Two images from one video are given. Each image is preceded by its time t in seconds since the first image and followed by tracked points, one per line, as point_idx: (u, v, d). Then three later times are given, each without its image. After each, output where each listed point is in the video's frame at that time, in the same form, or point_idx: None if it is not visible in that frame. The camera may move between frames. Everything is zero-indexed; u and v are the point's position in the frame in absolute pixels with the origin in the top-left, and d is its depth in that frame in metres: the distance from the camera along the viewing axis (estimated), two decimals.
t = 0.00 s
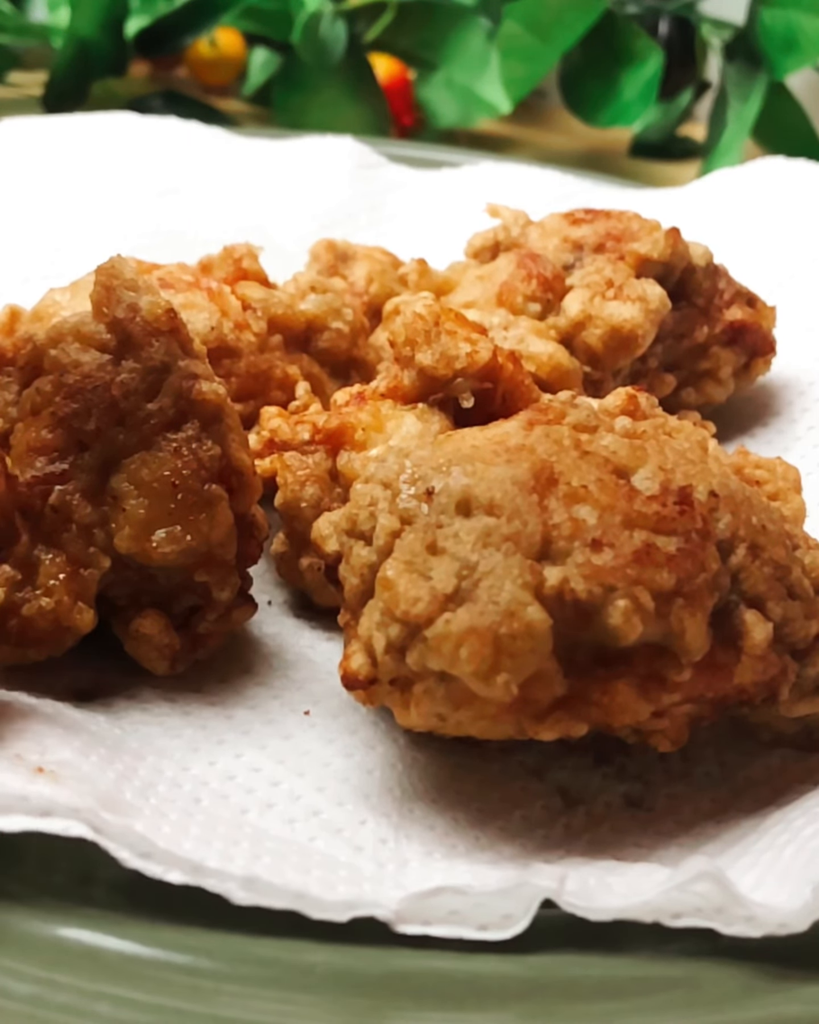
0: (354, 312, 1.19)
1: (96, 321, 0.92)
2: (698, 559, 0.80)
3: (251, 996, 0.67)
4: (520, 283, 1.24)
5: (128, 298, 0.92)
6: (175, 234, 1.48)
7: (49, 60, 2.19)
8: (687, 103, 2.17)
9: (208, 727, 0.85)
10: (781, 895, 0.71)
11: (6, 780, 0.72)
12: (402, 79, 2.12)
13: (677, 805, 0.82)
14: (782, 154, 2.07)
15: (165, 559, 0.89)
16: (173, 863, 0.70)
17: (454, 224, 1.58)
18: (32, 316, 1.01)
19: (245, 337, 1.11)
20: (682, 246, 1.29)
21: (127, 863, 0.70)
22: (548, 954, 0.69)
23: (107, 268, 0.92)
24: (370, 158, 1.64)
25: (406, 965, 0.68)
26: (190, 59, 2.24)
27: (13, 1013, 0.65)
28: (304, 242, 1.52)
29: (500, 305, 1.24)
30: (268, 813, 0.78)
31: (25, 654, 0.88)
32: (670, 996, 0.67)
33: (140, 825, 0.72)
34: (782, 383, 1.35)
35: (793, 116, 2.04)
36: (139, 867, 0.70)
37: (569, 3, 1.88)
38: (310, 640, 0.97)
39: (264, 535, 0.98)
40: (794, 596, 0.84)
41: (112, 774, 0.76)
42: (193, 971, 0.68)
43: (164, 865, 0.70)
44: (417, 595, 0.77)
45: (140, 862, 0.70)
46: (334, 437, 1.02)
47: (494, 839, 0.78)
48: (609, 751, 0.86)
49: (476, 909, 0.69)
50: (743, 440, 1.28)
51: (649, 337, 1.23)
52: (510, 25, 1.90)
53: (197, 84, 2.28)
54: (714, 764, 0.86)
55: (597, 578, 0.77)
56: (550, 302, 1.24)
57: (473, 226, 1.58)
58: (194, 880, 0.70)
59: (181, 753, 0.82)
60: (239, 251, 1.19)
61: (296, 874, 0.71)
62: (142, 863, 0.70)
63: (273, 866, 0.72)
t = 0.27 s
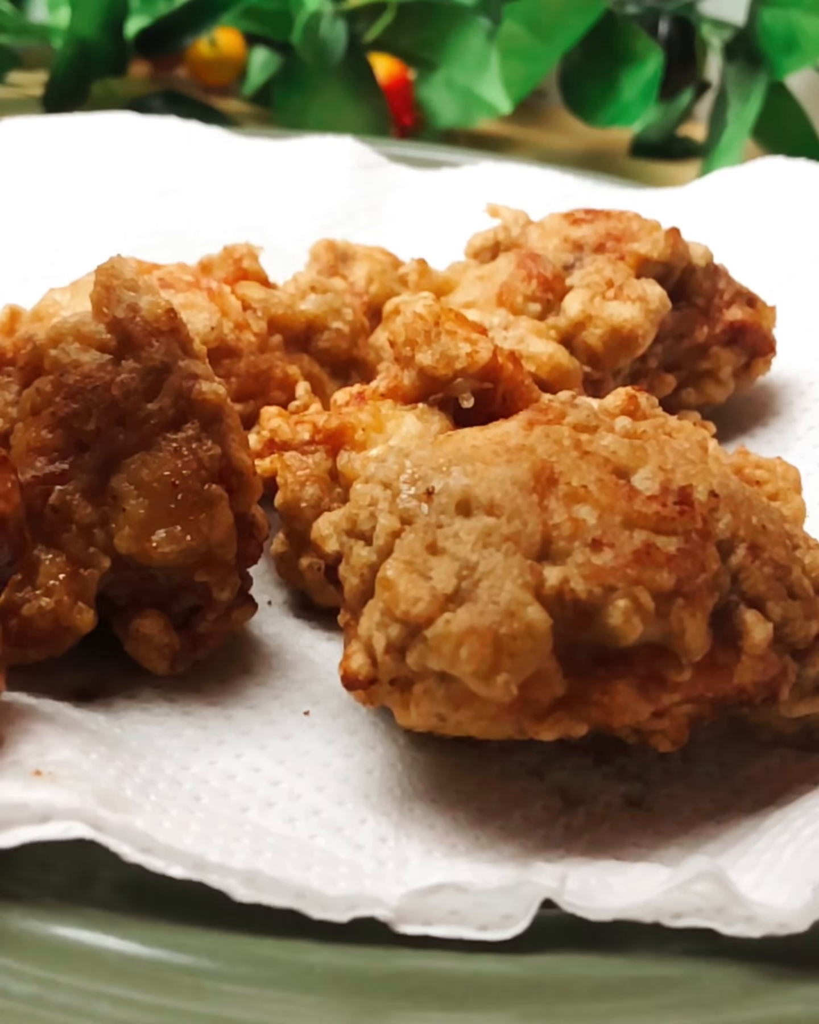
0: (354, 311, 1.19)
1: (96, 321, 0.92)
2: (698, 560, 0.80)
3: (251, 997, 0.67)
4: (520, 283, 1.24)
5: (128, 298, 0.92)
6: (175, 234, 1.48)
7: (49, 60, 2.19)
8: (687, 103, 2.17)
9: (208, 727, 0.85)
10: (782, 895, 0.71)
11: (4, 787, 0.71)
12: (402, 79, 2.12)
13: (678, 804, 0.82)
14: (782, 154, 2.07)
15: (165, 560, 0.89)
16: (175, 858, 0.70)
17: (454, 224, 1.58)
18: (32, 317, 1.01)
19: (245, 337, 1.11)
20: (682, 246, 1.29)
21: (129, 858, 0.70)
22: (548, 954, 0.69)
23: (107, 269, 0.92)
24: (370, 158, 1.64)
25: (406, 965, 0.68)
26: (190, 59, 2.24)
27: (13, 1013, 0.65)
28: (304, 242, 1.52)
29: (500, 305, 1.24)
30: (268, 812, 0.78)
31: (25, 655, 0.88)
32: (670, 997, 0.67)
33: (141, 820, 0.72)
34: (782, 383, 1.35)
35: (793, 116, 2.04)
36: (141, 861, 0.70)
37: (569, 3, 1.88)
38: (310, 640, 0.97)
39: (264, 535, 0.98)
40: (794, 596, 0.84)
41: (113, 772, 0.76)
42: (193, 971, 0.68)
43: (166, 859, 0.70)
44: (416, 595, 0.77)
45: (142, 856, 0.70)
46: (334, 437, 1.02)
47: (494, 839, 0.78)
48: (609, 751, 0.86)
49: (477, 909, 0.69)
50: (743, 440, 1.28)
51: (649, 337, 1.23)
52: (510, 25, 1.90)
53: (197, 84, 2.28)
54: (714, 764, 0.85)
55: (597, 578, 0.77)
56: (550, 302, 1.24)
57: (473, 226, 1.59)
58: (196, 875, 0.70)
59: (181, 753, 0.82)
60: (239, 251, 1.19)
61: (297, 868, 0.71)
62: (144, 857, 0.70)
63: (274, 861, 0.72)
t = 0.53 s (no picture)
0: (354, 311, 1.19)
1: (96, 321, 0.92)
2: (698, 560, 0.80)
3: (251, 996, 0.67)
4: (520, 283, 1.24)
5: (128, 298, 0.92)
6: (175, 234, 1.48)
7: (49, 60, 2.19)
8: (687, 103, 2.17)
9: (208, 728, 0.85)
10: (782, 895, 0.71)
11: (6, 785, 0.71)
12: (402, 79, 2.12)
13: (678, 804, 0.82)
14: (782, 154, 2.07)
15: (165, 560, 0.90)
16: (177, 854, 0.70)
17: (454, 224, 1.58)
18: (32, 316, 1.01)
19: (245, 337, 1.11)
20: (682, 246, 1.29)
21: (130, 855, 0.70)
22: (548, 954, 0.69)
23: (108, 269, 0.92)
24: (370, 158, 1.64)
25: (406, 965, 0.68)
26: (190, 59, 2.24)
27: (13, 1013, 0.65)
28: (304, 242, 1.52)
29: (500, 305, 1.24)
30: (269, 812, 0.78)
31: (25, 655, 0.87)
32: (671, 997, 0.67)
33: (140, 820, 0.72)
34: (782, 383, 1.35)
35: (793, 116, 2.04)
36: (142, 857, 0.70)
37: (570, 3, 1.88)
38: (310, 640, 0.97)
39: (264, 535, 0.98)
40: (794, 596, 0.84)
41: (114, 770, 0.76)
42: (193, 971, 0.68)
43: (167, 856, 0.70)
44: (417, 595, 0.77)
45: (143, 853, 0.70)
46: (334, 437, 1.02)
47: (494, 839, 0.78)
48: (609, 751, 0.86)
49: (477, 909, 0.69)
50: (743, 440, 1.28)
51: (650, 337, 1.23)
52: (510, 25, 1.90)
53: (197, 84, 2.28)
54: (714, 764, 0.85)
55: (597, 578, 0.77)
56: (551, 302, 1.24)
57: (473, 226, 1.59)
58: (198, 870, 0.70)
59: (181, 753, 0.82)
60: (239, 252, 1.19)
61: (297, 864, 0.71)
62: (145, 853, 0.70)
63: (274, 858, 0.72)
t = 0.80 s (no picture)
0: (354, 311, 1.19)
1: (96, 321, 0.91)
2: (699, 559, 0.80)
3: (251, 997, 0.67)
4: (520, 283, 1.24)
5: (128, 298, 0.92)
6: (176, 234, 1.48)
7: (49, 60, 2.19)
8: (687, 103, 2.17)
9: (208, 728, 0.85)
10: (782, 895, 0.71)
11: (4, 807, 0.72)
12: (402, 79, 2.12)
13: (678, 805, 0.82)
14: (782, 154, 2.07)
15: (165, 559, 0.90)
16: (168, 892, 0.71)
17: (454, 224, 1.58)
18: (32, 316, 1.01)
19: (245, 337, 1.11)
20: (682, 246, 1.29)
21: (122, 897, 0.70)
22: (548, 954, 0.69)
23: (108, 269, 0.92)
24: (370, 158, 1.64)
25: (406, 965, 0.67)
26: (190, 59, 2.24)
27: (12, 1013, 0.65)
28: (304, 242, 1.52)
29: (500, 305, 1.24)
30: (268, 815, 0.78)
31: (25, 655, 0.88)
32: (671, 997, 0.67)
33: (134, 851, 0.72)
34: (782, 383, 1.35)
35: (793, 116, 2.04)
36: (132, 901, 0.70)
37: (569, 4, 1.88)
38: (310, 640, 0.97)
39: (264, 535, 0.98)
40: (794, 596, 0.84)
41: (110, 789, 0.76)
42: (193, 971, 0.67)
43: (158, 895, 0.71)
44: (417, 595, 0.77)
45: (133, 895, 0.70)
46: (334, 437, 1.02)
47: (494, 840, 0.78)
48: (609, 751, 0.86)
49: (476, 909, 0.70)
50: (743, 440, 1.28)
51: (650, 337, 1.23)
52: (510, 25, 1.90)
53: (197, 84, 2.28)
54: (714, 764, 0.85)
55: (597, 578, 0.77)
56: (551, 302, 1.24)
57: (473, 226, 1.59)
58: (189, 906, 0.70)
59: (181, 753, 0.82)
60: (239, 251, 1.19)
61: (293, 885, 0.72)
62: (135, 895, 0.70)
63: (269, 881, 0.72)
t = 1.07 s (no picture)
0: (354, 311, 1.19)
1: (96, 321, 0.91)
2: (699, 559, 0.80)
3: (251, 996, 0.67)
4: (520, 283, 1.24)
5: (128, 298, 0.91)
6: (176, 234, 1.47)
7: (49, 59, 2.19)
8: (687, 103, 2.17)
9: (208, 727, 0.85)
10: (782, 895, 0.71)
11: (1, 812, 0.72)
12: (402, 79, 2.12)
13: (678, 805, 0.82)
14: (782, 154, 2.07)
15: (165, 559, 0.90)
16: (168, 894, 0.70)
17: (454, 224, 1.58)
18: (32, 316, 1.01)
19: (244, 337, 1.11)
20: (682, 246, 1.29)
21: (121, 899, 0.70)
22: (549, 953, 0.69)
23: (108, 269, 0.92)
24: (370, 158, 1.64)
25: (406, 964, 0.68)
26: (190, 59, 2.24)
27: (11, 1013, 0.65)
28: (304, 242, 1.52)
29: (500, 305, 1.24)
30: (268, 815, 0.78)
31: (25, 654, 0.88)
32: (670, 997, 0.67)
33: (132, 857, 0.72)
34: (782, 383, 1.35)
35: (793, 117, 2.04)
36: (132, 903, 0.70)
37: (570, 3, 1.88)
38: (310, 640, 0.97)
39: (264, 535, 0.98)
40: (794, 596, 0.84)
41: (109, 793, 0.77)
42: (193, 971, 0.67)
43: (158, 897, 0.70)
44: (417, 595, 0.77)
45: (133, 897, 0.70)
46: (334, 437, 1.02)
47: (494, 840, 0.78)
48: (609, 751, 0.86)
49: (477, 909, 0.70)
50: (742, 440, 1.28)
51: (649, 337, 1.23)
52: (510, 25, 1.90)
53: (197, 84, 2.28)
54: (714, 764, 0.85)
55: (597, 578, 0.77)
56: (550, 302, 1.24)
57: (472, 226, 1.59)
58: (190, 907, 0.70)
59: (181, 753, 0.82)
60: (239, 251, 1.19)
61: (293, 885, 0.72)
62: (135, 897, 0.70)
63: (269, 882, 0.72)
